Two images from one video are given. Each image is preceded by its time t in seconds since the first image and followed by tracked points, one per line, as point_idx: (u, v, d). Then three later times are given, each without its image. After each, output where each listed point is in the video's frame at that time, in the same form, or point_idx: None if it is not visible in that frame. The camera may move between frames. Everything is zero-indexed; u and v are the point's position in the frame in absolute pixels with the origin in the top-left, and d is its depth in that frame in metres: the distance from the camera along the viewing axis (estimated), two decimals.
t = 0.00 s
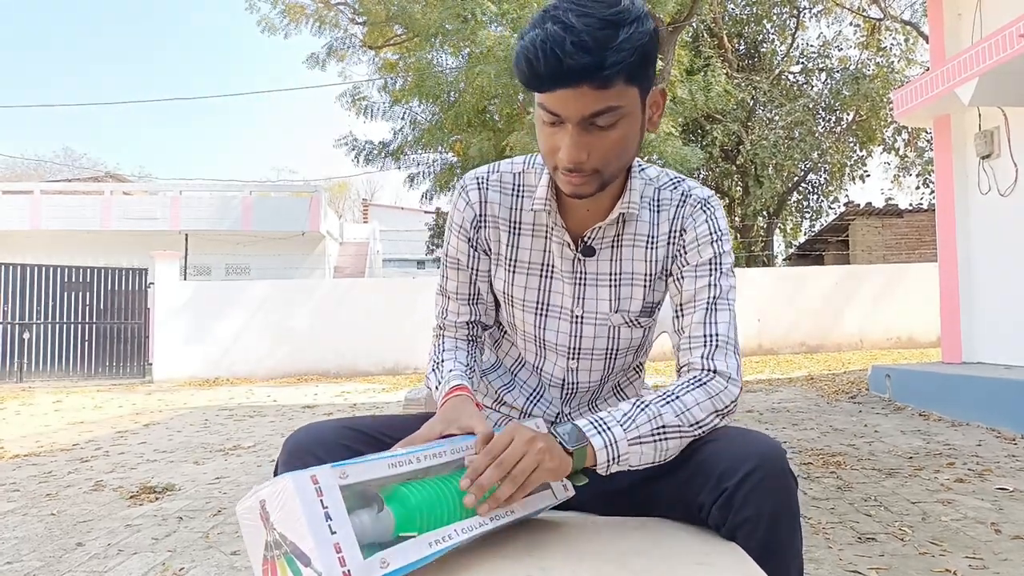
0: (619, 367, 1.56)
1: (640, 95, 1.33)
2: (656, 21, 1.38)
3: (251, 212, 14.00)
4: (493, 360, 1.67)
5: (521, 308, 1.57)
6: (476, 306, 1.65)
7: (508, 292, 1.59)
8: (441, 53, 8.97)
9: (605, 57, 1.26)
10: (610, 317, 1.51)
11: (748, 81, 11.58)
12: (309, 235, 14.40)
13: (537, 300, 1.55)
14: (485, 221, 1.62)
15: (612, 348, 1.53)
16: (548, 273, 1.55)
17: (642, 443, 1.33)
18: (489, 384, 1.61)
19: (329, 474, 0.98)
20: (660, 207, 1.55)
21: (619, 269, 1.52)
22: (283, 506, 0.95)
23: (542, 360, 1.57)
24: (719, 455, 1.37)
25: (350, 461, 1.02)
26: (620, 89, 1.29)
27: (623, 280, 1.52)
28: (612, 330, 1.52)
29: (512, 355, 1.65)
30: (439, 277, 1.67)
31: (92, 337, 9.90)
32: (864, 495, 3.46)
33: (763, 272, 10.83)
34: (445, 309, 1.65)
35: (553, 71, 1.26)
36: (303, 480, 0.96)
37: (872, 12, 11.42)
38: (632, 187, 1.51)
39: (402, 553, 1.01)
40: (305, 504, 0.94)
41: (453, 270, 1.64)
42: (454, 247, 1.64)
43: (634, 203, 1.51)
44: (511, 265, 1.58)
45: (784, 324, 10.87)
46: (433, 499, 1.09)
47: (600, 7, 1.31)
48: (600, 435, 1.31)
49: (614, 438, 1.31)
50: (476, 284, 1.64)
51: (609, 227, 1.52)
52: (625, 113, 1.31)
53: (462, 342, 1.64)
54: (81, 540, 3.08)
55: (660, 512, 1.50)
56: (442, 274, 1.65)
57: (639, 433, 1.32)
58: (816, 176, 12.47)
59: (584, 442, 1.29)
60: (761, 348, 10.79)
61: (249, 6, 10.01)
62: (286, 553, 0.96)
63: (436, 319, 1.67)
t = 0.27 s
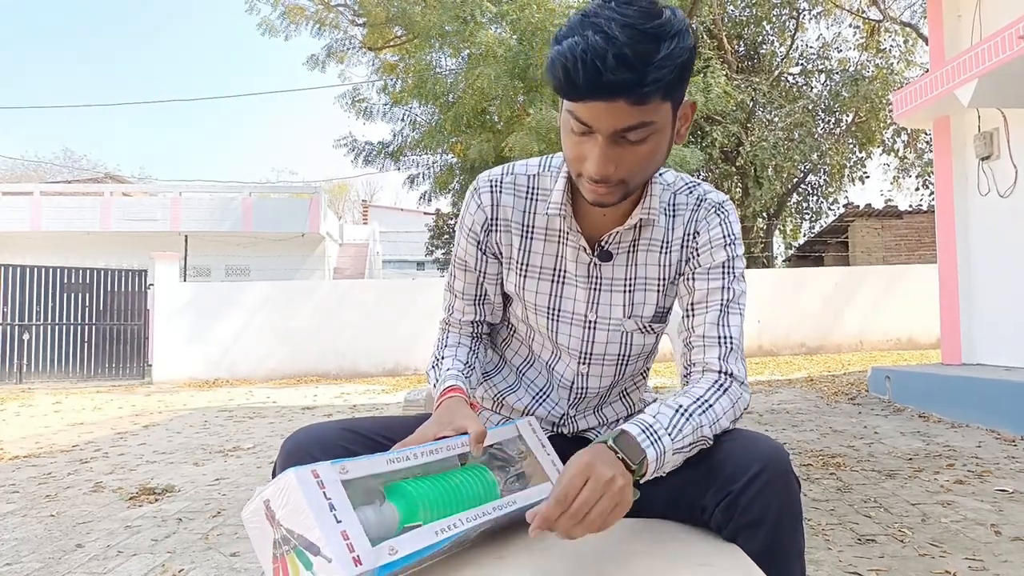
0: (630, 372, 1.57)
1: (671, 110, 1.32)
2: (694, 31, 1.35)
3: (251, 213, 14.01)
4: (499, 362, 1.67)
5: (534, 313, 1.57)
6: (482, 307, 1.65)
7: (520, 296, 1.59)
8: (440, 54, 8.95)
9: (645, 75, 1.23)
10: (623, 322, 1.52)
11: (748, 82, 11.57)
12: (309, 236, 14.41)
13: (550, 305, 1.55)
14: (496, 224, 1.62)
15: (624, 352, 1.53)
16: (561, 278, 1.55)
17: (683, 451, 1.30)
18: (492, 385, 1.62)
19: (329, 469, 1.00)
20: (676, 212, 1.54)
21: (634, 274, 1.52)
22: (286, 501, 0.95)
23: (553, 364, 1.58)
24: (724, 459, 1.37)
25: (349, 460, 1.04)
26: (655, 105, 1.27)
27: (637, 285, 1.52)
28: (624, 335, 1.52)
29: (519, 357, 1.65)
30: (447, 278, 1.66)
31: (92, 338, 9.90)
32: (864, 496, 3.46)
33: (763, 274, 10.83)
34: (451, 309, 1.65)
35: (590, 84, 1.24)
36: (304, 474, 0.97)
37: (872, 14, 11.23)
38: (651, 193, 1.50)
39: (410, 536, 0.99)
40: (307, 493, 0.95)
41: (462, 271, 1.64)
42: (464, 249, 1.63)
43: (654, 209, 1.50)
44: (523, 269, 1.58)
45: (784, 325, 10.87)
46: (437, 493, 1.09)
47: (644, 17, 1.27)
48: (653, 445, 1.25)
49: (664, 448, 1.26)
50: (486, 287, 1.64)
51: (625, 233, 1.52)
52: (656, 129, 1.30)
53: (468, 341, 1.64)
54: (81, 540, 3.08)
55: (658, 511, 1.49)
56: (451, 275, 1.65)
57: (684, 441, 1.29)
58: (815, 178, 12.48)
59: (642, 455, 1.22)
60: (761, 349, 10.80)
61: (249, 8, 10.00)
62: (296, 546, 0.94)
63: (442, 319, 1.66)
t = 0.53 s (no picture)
0: (633, 370, 1.57)
1: (674, 118, 1.32)
2: (697, 36, 1.33)
3: (252, 213, 14.02)
4: (504, 363, 1.67)
5: (537, 312, 1.57)
6: (486, 308, 1.65)
7: (524, 295, 1.59)
8: (441, 56, 8.90)
9: (648, 88, 1.23)
10: (626, 320, 1.52)
11: (749, 82, 11.56)
12: (309, 236, 14.41)
13: (553, 304, 1.55)
14: (499, 225, 1.62)
15: (627, 350, 1.53)
16: (564, 277, 1.55)
17: (665, 443, 1.30)
18: (496, 385, 1.62)
19: (344, 472, 0.98)
20: (677, 209, 1.54)
21: (636, 272, 1.52)
22: (300, 506, 0.95)
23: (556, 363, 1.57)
24: (723, 458, 1.36)
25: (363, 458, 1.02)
26: (658, 116, 1.27)
27: (639, 283, 1.52)
28: (627, 333, 1.52)
29: (523, 357, 1.65)
30: (451, 280, 1.66)
31: (92, 338, 9.90)
32: (865, 496, 3.46)
33: (763, 274, 10.83)
34: (454, 311, 1.64)
35: (593, 99, 1.23)
36: (319, 478, 0.96)
37: (872, 14, 11.40)
38: (652, 192, 1.50)
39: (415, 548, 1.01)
40: (321, 501, 0.94)
41: (465, 272, 1.63)
42: (467, 250, 1.63)
43: (654, 207, 1.50)
44: (526, 268, 1.58)
45: (784, 325, 10.86)
46: (444, 497, 1.10)
47: (647, 28, 1.25)
48: (628, 431, 1.28)
49: (640, 434, 1.28)
50: (489, 287, 1.64)
51: (627, 231, 1.52)
52: (658, 139, 1.30)
53: (470, 344, 1.65)
54: (82, 540, 3.08)
55: (659, 512, 1.50)
56: (454, 277, 1.65)
57: (663, 432, 1.30)
58: (816, 178, 12.48)
59: (612, 439, 1.26)
60: (761, 349, 10.79)
61: (251, 8, 10.02)
62: (305, 551, 0.95)
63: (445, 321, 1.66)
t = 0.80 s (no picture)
0: (631, 364, 1.57)
1: (668, 112, 1.32)
2: (689, 31, 1.33)
3: (252, 212, 14.02)
4: (505, 362, 1.66)
5: (534, 307, 1.57)
6: (491, 307, 1.64)
7: (522, 291, 1.59)
8: (441, 55, 8.92)
9: (644, 84, 1.23)
10: (622, 313, 1.52)
11: (749, 82, 11.55)
12: (310, 236, 14.41)
13: (550, 298, 1.55)
14: (498, 220, 1.62)
15: (624, 343, 1.53)
16: (561, 272, 1.55)
17: (644, 438, 1.31)
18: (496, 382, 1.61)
19: (336, 471, 0.99)
20: (670, 202, 1.54)
21: (632, 265, 1.52)
22: (293, 504, 0.94)
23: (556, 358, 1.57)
24: (725, 455, 1.37)
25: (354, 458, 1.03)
26: (653, 111, 1.27)
27: (635, 276, 1.52)
28: (624, 326, 1.52)
29: (525, 353, 1.65)
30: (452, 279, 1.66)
31: (92, 338, 9.90)
32: (864, 496, 3.46)
33: (763, 274, 10.83)
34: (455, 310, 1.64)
35: (590, 94, 1.23)
36: (311, 476, 0.96)
37: (872, 14, 11.42)
38: (645, 185, 1.50)
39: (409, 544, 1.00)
40: (314, 498, 0.94)
41: (467, 270, 1.63)
42: (469, 247, 1.63)
43: (648, 199, 1.50)
44: (524, 263, 1.58)
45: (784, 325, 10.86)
46: (438, 494, 1.10)
47: (641, 23, 1.25)
48: (614, 427, 1.28)
49: (623, 430, 1.29)
50: (490, 284, 1.64)
51: (622, 224, 1.52)
52: (652, 133, 1.30)
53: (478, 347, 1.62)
54: (81, 540, 3.08)
55: (660, 510, 1.50)
56: (456, 276, 1.65)
57: (644, 428, 1.31)
58: (816, 178, 12.47)
59: (597, 433, 1.26)
60: (761, 349, 10.80)
61: (251, 8, 10.01)
62: (298, 549, 0.95)
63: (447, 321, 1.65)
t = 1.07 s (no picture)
0: (619, 368, 1.58)
1: (657, 119, 1.32)
2: (677, 36, 1.33)
3: (252, 213, 14.03)
4: (495, 368, 1.65)
5: (523, 315, 1.57)
6: (481, 317, 1.62)
7: (510, 299, 1.58)
8: (441, 56, 8.96)
9: (637, 94, 1.23)
10: (611, 318, 1.52)
11: (749, 83, 11.56)
12: (310, 236, 14.41)
13: (538, 305, 1.55)
14: (486, 229, 1.59)
15: (613, 347, 1.54)
16: (549, 278, 1.54)
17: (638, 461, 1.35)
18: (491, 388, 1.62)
19: (292, 469, 1.02)
20: (659, 210, 1.55)
21: (620, 271, 1.52)
22: (246, 497, 0.98)
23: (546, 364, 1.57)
24: (726, 454, 1.37)
25: (314, 460, 1.07)
26: (644, 120, 1.27)
27: (623, 282, 1.52)
28: (613, 331, 1.53)
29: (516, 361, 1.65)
30: (443, 289, 1.64)
31: (93, 338, 9.90)
32: (865, 497, 3.46)
33: (764, 275, 10.83)
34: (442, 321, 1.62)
35: (584, 105, 1.23)
36: (264, 473, 1.00)
37: (873, 15, 11.35)
38: (632, 193, 1.50)
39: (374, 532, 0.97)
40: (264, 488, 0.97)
41: (456, 280, 1.61)
42: (458, 257, 1.60)
43: (634, 207, 1.51)
44: (512, 271, 1.56)
45: (785, 326, 10.86)
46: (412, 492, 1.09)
47: (633, 31, 1.25)
48: (616, 453, 1.31)
49: (623, 456, 1.32)
50: (480, 293, 1.61)
51: (609, 231, 1.52)
52: (643, 140, 1.30)
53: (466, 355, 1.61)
54: (81, 540, 3.08)
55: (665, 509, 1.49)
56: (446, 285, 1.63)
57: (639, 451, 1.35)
58: (816, 178, 12.47)
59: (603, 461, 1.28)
60: (762, 350, 10.79)
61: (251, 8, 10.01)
62: (256, 545, 0.96)
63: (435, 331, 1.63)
